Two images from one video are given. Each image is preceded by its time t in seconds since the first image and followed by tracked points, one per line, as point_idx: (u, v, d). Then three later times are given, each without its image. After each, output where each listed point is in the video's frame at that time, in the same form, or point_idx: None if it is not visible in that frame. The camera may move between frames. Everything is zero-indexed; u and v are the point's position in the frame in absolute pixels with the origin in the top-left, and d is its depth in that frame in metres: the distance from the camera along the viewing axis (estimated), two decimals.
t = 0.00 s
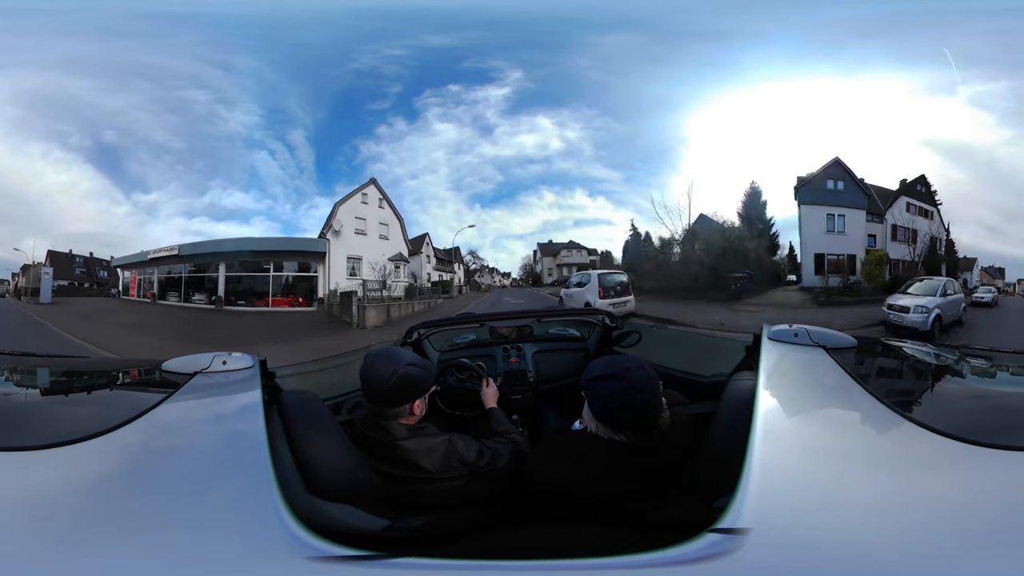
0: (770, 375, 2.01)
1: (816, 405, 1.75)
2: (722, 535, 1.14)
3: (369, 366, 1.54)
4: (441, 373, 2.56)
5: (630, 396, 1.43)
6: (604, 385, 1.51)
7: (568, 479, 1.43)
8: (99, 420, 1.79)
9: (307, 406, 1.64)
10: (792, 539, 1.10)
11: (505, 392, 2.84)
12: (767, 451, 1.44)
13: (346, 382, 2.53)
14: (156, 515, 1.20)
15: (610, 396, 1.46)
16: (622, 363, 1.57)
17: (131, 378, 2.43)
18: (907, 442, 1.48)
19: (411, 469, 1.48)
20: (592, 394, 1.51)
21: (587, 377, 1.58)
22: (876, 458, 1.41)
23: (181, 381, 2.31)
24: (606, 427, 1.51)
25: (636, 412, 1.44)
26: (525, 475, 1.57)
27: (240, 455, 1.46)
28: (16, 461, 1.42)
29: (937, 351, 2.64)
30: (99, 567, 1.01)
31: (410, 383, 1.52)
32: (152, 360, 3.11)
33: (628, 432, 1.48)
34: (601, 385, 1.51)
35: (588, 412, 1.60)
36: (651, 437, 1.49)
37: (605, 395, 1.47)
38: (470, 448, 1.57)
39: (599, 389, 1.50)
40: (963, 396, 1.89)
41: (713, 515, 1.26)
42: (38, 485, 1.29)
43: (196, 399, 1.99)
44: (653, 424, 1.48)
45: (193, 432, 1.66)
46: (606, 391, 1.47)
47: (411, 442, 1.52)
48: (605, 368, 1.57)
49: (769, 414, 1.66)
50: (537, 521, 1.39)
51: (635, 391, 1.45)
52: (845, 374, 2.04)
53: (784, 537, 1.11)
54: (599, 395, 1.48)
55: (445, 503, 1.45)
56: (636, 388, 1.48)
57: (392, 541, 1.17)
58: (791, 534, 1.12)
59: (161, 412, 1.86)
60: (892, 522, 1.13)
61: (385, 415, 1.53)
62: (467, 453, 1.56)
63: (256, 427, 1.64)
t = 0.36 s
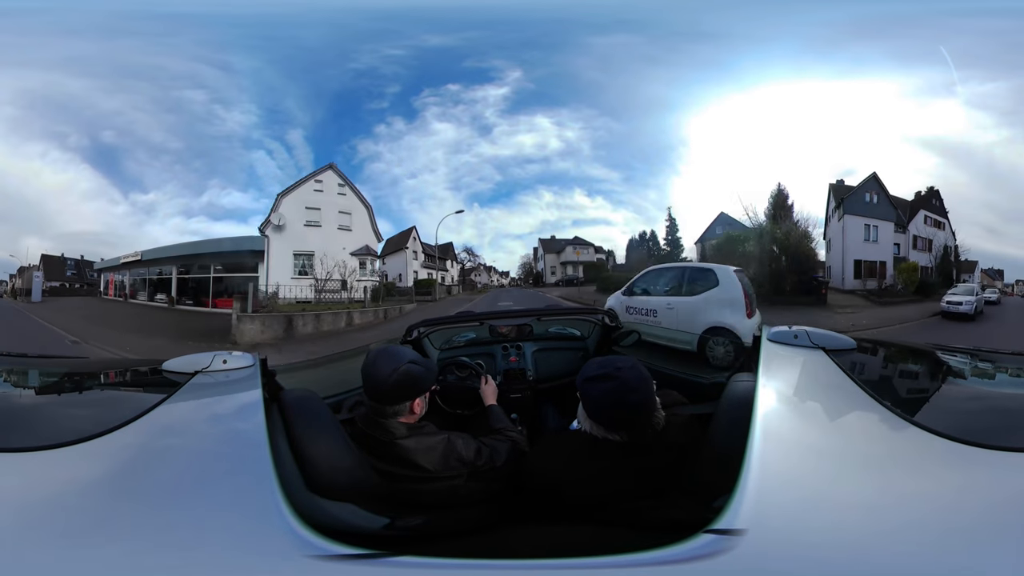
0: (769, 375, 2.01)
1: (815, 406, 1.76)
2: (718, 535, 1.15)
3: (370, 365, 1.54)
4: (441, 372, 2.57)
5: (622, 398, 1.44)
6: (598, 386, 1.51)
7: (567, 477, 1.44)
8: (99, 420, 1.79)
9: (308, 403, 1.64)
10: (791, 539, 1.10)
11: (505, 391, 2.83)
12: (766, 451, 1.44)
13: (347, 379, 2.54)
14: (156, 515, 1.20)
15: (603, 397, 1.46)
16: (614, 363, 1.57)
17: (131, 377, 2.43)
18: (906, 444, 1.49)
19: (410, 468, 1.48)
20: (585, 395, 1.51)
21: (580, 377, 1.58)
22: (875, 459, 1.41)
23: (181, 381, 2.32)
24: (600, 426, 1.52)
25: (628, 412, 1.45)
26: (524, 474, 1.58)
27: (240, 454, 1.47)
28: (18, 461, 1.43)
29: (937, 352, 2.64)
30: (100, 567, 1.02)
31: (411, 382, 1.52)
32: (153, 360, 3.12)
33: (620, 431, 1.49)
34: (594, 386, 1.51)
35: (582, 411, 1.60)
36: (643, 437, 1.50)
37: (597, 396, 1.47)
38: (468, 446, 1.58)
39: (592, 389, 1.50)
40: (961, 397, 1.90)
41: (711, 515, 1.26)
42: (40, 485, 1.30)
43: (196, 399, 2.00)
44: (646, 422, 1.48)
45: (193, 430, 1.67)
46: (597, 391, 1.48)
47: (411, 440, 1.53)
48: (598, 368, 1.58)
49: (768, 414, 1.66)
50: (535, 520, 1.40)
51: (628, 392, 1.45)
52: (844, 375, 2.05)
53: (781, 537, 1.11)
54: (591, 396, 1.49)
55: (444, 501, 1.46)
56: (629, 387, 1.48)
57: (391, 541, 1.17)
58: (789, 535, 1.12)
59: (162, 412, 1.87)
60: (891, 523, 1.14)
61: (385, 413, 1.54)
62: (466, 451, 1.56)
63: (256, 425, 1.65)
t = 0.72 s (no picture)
0: (769, 375, 2.01)
1: (815, 407, 1.76)
2: (716, 535, 1.15)
3: (370, 364, 1.54)
4: (440, 371, 2.57)
5: (626, 401, 1.43)
6: (602, 388, 1.50)
7: (566, 478, 1.44)
8: (100, 420, 1.79)
9: (308, 402, 1.63)
10: (790, 541, 1.10)
11: (505, 391, 2.84)
12: (765, 452, 1.44)
13: (348, 379, 2.54)
14: (156, 515, 1.20)
15: (609, 399, 1.45)
16: (619, 365, 1.56)
17: (131, 377, 2.43)
18: (906, 445, 1.49)
19: (410, 468, 1.48)
20: (589, 397, 1.50)
21: (584, 377, 1.57)
22: (874, 461, 1.41)
23: (181, 381, 2.31)
24: (601, 428, 1.53)
25: (632, 415, 1.44)
26: (524, 473, 1.58)
27: (240, 454, 1.46)
28: (19, 461, 1.42)
29: (937, 353, 2.64)
30: (99, 566, 1.02)
31: (412, 381, 1.52)
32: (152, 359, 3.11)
33: (624, 433, 1.48)
34: (599, 388, 1.50)
35: (584, 412, 1.60)
36: (644, 438, 1.50)
37: (602, 397, 1.47)
38: (467, 446, 1.57)
39: (595, 391, 1.49)
40: (960, 397, 1.90)
41: (710, 515, 1.27)
42: (40, 484, 1.30)
43: (196, 398, 2.00)
44: (649, 424, 1.47)
45: (193, 430, 1.67)
46: (602, 393, 1.47)
47: (410, 439, 1.52)
48: (603, 369, 1.57)
49: (768, 414, 1.66)
50: (533, 520, 1.40)
51: (631, 395, 1.45)
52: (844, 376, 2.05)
53: (780, 539, 1.11)
54: (595, 398, 1.48)
55: (442, 500, 1.46)
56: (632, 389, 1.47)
57: (391, 541, 1.17)
58: (788, 536, 1.12)
59: (162, 411, 1.86)
60: (890, 525, 1.14)
61: (385, 413, 1.53)
62: (465, 451, 1.56)
63: (256, 425, 1.64)
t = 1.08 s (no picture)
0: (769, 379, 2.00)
1: (814, 410, 1.76)
2: (711, 538, 1.15)
3: (369, 362, 1.54)
4: (439, 370, 2.56)
5: (625, 404, 1.40)
6: (601, 390, 1.48)
7: (564, 479, 1.43)
8: (101, 418, 1.79)
9: (308, 400, 1.63)
10: (790, 543, 1.10)
11: (503, 391, 2.84)
12: (765, 455, 1.44)
13: (348, 377, 2.54)
14: (153, 515, 1.19)
15: (608, 402, 1.42)
16: (618, 365, 1.53)
17: (131, 375, 2.42)
18: (905, 448, 1.49)
19: (407, 467, 1.47)
20: (588, 398, 1.48)
21: (584, 378, 1.55)
22: (873, 463, 1.41)
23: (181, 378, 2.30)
24: (599, 429, 1.50)
25: (631, 417, 1.41)
26: (521, 473, 1.57)
27: (239, 454, 1.46)
28: (14, 461, 1.41)
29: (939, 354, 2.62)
30: (96, 565, 1.02)
31: (411, 381, 1.52)
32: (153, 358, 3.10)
33: (621, 435, 1.45)
34: (598, 389, 1.47)
35: (582, 413, 1.57)
36: (642, 440, 1.46)
37: (600, 398, 1.45)
38: (465, 446, 1.56)
39: (594, 392, 1.47)
40: (962, 399, 1.88)
41: (708, 518, 1.26)
42: (40, 482, 1.30)
43: (193, 397, 1.99)
44: (648, 426, 1.44)
45: (191, 429, 1.66)
46: (600, 395, 1.45)
47: (407, 439, 1.51)
48: (602, 371, 1.54)
49: (768, 417, 1.65)
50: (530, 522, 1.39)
51: (631, 397, 1.41)
52: (844, 379, 2.04)
53: (780, 541, 1.11)
54: (594, 399, 1.46)
55: (439, 500, 1.45)
56: (632, 391, 1.44)
57: (390, 541, 1.17)
58: (788, 539, 1.12)
59: (160, 410, 1.85)
60: (891, 527, 1.14)
61: (383, 412, 1.53)
62: (462, 451, 1.54)
63: (254, 424, 1.64)
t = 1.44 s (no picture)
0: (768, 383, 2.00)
1: (813, 413, 1.75)
2: (706, 542, 1.14)
3: (368, 360, 1.53)
4: (437, 369, 2.55)
5: (622, 404, 1.36)
6: (599, 390, 1.45)
7: (561, 479, 1.41)
8: (100, 416, 1.79)
9: (305, 396, 1.61)
10: (790, 547, 1.10)
11: (499, 390, 2.83)
12: (766, 460, 1.43)
13: (346, 373, 2.54)
14: (153, 514, 1.19)
15: (605, 402, 1.39)
16: (617, 366, 1.49)
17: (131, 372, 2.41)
18: (906, 449, 1.49)
19: (403, 464, 1.46)
20: (585, 397, 1.45)
21: (582, 378, 1.52)
22: (873, 464, 1.42)
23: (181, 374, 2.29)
24: (595, 429, 1.46)
25: (629, 419, 1.37)
26: (515, 474, 1.55)
27: (239, 450, 1.47)
28: (13, 460, 1.40)
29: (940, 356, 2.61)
30: (90, 565, 1.00)
31: (409, 379, 1.51)
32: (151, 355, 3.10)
33: (617, 437, 1.41)
34: (595, 389, 1.44)
35: (579, 414, 1.54)
36: (637, 442, 1.41)
37: (597, 398, 1.42)
38: (461, 445, 1.54)
39: (592, 393, 1.43)
40: (962, 400, 1.88)
41: (705, 522, 1.25)
42: (35, 482, 1.28)
43: (189, 395, 1.98)
44: (647, 428, 1.40)
45: (188, 429, 1.66)
46: (597, 396, 1.41)
47: (405, 436, 1.49)
48: (600, 372, 1.50)
49: (768, 421, 1.64)
50: (528, 524, 1.38)
51: (629, 396, 1.38)
52: (844, 384, 2.03)
53: (780, 545, 1.10)
54: (592, 399, 1.42)
55: (435, 500, 1.44)
56: (630, 392, 1.40)
57: (391, 539, 1.16)
58: (788, 542, 1.11)
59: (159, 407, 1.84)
60: (889, 529, 1.14)
61: (381, 410, 1.51)
62: (458, 450, 1.53)
63: (252, 424, 1.62)
